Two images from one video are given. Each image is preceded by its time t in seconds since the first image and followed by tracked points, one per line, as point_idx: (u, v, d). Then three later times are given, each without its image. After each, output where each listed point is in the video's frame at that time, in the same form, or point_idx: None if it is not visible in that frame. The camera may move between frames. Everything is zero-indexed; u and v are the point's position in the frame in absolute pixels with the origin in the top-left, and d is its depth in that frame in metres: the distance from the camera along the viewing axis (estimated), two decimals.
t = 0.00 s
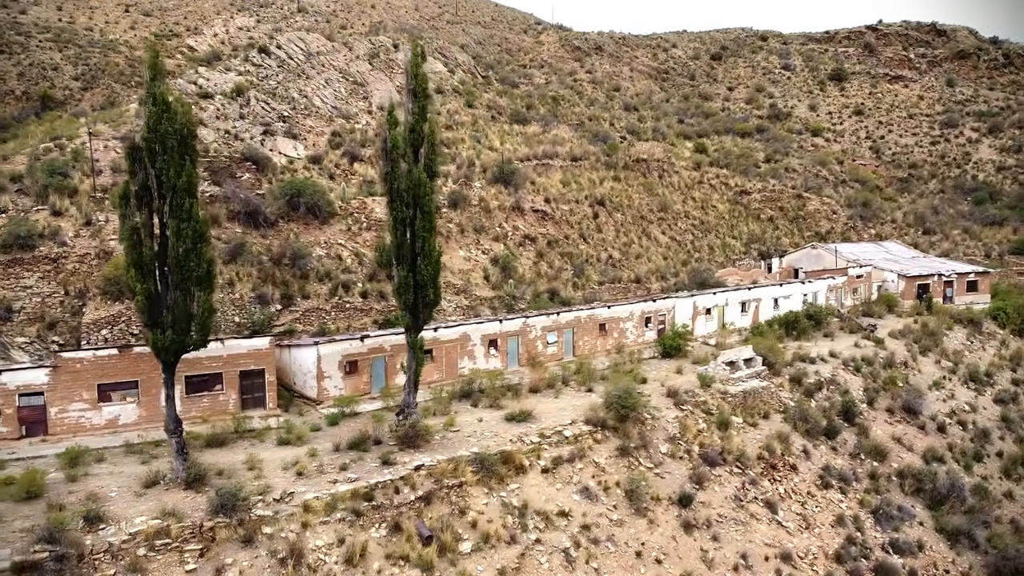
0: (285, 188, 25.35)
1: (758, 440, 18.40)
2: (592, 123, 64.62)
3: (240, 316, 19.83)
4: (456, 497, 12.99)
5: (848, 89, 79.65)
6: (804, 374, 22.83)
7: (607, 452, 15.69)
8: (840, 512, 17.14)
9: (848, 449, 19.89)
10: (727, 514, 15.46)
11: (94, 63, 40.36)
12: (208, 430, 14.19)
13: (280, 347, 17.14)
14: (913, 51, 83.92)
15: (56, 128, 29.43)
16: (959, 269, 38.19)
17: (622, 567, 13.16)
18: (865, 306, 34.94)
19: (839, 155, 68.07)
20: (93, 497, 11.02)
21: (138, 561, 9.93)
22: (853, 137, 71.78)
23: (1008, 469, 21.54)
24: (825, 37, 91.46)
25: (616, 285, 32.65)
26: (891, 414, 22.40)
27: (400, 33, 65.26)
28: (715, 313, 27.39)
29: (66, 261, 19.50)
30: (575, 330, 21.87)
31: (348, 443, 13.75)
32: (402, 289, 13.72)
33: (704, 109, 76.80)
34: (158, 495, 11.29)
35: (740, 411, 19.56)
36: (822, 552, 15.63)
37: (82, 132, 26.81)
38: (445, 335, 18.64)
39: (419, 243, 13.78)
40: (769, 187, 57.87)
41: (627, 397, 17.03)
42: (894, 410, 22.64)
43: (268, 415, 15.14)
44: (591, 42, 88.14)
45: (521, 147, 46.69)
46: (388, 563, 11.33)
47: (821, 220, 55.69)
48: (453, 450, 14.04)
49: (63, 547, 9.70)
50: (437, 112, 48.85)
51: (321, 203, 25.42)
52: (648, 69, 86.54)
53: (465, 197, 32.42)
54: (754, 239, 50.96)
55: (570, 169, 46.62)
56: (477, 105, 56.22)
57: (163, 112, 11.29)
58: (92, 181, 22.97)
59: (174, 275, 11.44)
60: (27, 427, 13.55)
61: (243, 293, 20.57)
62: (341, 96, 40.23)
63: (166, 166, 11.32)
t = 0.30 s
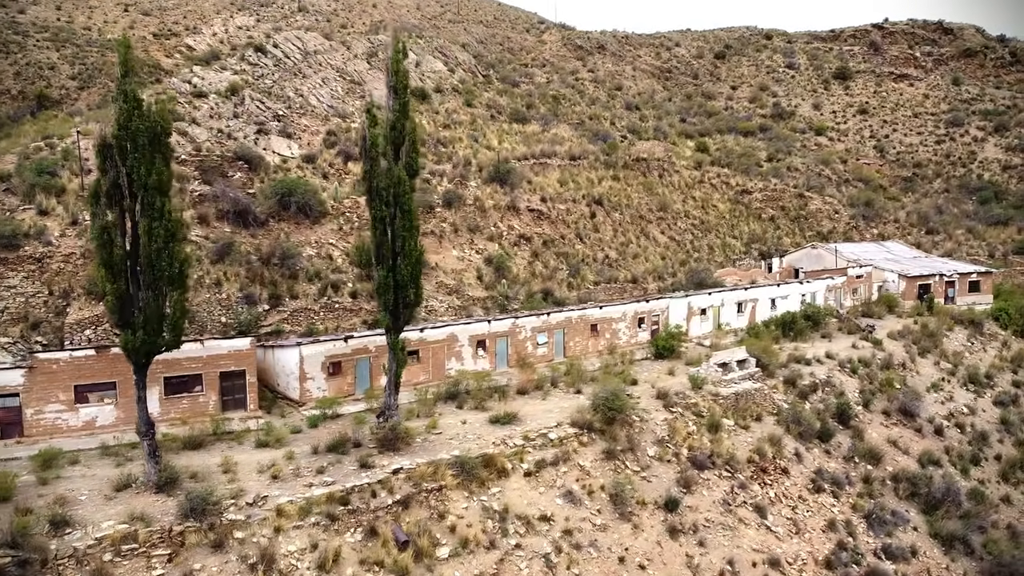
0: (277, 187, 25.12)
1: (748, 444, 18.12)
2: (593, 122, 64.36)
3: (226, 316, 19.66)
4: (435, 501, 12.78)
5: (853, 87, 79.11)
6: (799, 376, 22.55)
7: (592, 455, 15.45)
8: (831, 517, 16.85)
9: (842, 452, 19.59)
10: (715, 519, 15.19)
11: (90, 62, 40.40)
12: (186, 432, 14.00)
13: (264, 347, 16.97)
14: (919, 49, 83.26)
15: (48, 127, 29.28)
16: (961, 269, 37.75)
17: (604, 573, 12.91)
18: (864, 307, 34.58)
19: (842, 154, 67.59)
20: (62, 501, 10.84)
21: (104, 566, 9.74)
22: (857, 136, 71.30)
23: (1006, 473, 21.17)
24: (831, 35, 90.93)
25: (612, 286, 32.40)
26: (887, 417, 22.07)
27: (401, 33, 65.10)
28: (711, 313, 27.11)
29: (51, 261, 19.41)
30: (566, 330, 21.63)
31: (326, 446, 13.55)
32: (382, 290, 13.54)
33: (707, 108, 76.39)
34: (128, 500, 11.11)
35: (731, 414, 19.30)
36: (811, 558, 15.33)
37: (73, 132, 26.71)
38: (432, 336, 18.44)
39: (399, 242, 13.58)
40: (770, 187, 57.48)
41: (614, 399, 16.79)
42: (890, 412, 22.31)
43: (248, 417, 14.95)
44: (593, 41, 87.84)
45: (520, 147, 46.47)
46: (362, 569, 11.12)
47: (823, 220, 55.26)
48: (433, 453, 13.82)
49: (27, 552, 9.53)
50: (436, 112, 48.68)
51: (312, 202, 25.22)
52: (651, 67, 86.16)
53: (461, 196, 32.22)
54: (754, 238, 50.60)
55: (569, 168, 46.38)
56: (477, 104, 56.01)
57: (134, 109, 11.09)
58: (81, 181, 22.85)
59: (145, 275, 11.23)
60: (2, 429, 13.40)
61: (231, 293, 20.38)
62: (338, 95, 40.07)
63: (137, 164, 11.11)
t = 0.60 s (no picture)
0: (269, 187, 24.88)
1: (739, 447, 17.86)
2: (595, 122, 64.11)
3: (214, 317, 19.51)
4: (414, 506, 12.57)
5: (858, 86, 78.53)
6: (794, 379, 22.25)
7: (578, 460, 15.22)
8: (823, 523, 16.56)
9: (836, 457, 19.31)
10: (702, 525, 14.93)
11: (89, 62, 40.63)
12: (165, 434, 13.83)
13: (247, 349, 16.80)
14: (926, 48, 82.57)
15: (43, 126, 29.21)
16: (964, 270, 37.30)
17: None
18: (865, 308, 34.20)
19: (847, 154, 67.07)
20: (30, 506, 10.68)
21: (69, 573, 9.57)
22: (862, 135, 70.82)
23: (1004, 478, 20.80)
24: (837, 34, 90.34)
25: (609, 286, 32.15)
26: (883, 420, 21.74)
27: (402, 32, 64.97)
28: (707, 315, 26.82)
29: (37, 261, 19.36)
30: (557, 332, 21.41)
31: (305, 449, 13.37)
32: (362, 291, 13.36)
33: (711, 107, 75.97)
34: (99, 504, 10.95)
35: (723, 417, 19.04)
36: (801, 565, 15.05)
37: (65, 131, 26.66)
38: (419, 338, 18.24)
39: (380, 242, 13.39)
40: (773, 186, 57.08)
41: (601, 402, 16.57)
42: (887, 416, 21.98)
43: (229, 420, 14.78)
44: (597, 41, 87.52)
45: (519, 147, 46.25)
46: None
47: (826, 219, 54.80)
48: (414, 457, 13.60)
49: None
50: (435, 111, 48.53)
51: (304, 201, 25.03)
52: (654, 67, 85.79)
53: (456, 196, 32.03)
54: (756, 239, 50.22)
55: (569, 168, 46.14)
56: (477, 103, 55.84)
57: (105, 107, 10.91)
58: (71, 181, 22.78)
59: (117, 276, 11.07)
60: None
61: (219, 294, 20.21)
62: (335, 95, 39.99)
63: (108, 164, 10.93)
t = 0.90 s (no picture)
0: (263, 187, 24.77)
1: (732, 452, 17.57)
2: (598, 121, 63.82)
3: (203, 318, 19.37)
4: (393, 512, 12.38)
5: (866, 85, 77.81)
6: (790, 382, 21.93)
7: (564, 464, 14.99)
8: (816, 529, 16.25)
9: (831, 462, 18.99)
10: (690, 531, 14.67)
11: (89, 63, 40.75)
12: (145, 438, 13.68)
13: (233, 350, 16.66)
14: (936, 46, 81.73)
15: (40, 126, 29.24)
16: (969, 271, 36.81)
17: None
18: (867, 310, 33.76)
19: (854, 153, 66.47)
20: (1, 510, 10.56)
21: None
22: (869, 135, 70.20)
23: (1005, 483, 20.39)
24: (845, 33, 89.60)
25: (607, 287, 31.90)
26: (882, 424, 21.38)
27: (405, 32, 64.89)
28: (704, 317, 26.51)
29: (26, 262, 19.37)
30: (549, 334, 21.18)
31: (285, 453, 13.19)
32: (343, 293, 13.18)
33: (716, 106, 75.50)
34: (70, 509, 10.81)
35: (716, 421, 18.76)
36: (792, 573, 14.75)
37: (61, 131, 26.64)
38: (407, 340, 18.03)
39: (361, 244, 13.21)
40: (777, 186, 56.61)
41: (590, 406, 16.34)
42: (885, 420, 21.62)
43: (211, 423, 14.62)
44: (602, 40, 87.18)
45: (520, 147, 46.03)
46: None
47: (830, 220, 54.28)
48: (395, 462, 13.40)
49: None
50: (436, 111, 48.40)
51: (298, 201, 24.90)
52: (660, 66, 85.43)
53: (454, 196, 31.86)
54: (759, 239, 49.79)
55: (570, 167, 45.87)
56: (479, 103, 55.67)
57: (77, 107, 10.76)
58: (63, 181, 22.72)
59: (91, 278, 10.92)
60: None
61: (208, 295, 20.08)
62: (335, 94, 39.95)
63: (80, 164, 10.76)
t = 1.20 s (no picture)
0: (257, 188, 24.64)
1: (724, 457, 17.28)
2: (603, 121, 63.50)
3: (193, 320, 19.27)
4: (373, 518, 12.19)
5: (875, 84, 77.05)
6: (787, 385, 21.59)
7: (551, 469, 14.77)
8: (809, 536, 15.95)
9: (827, 467, 18.68)
10: (678, 538, 14.40)
11: (91, 64, 40.95)
12: (125, 442, 13.56)
13: (220, 352, 16.57)
14: (946, 44, 80.79)
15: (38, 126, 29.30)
16: (976, 273, 36.26)
17: None
18: (870, 312, 33.32)
19: (861, 153, 65.83)
20: None
21: None
22: (878, 134, 69.57)
23: (1006, 490, 19.98)
24: (855, 31, 88.79)
25: (606, 289, 31.65)
26: (880, 429, 21.02)
27: (409, 32, 64.82)
28: (702, 318, 26.18)
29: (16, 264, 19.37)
30: (542, 336, 20.93)
31: (265, 458, 13.03)
32: (324, 295, 13.01)
33: (722, 106, 75.01)
34: (42, 515, 10.71)
35: (710, 425, 18.47)
36: None
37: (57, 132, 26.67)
38: (395, 342, 17.79)
39: (342, 245, 13.04)
40: (782, 186, 56.12)
41: (578, 410, 16.09)
42: (884, 424, 21.25)
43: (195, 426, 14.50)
44: (608, 39, 86.80)
45: (522, 147, 45.81)
46: None
47: (836, 220, 53.72)
48: (376, 467, 13.21)
49: None
50: (438, 110, 48.26)
51: (292, 202, 24.79)
52: (666, 65, 85.04)
53: (452, 197, 31.70)
54: (763, 239, 49.34)
55: (572, 167, 45.59)
56: (482, 103, 55.50)
57: (50, 106, 10.65)
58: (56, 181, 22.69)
59: (64, 280, 10.80)
60: None
61: (199, 296, 19.97)
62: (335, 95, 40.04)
63: (53, 165, 10.64)
